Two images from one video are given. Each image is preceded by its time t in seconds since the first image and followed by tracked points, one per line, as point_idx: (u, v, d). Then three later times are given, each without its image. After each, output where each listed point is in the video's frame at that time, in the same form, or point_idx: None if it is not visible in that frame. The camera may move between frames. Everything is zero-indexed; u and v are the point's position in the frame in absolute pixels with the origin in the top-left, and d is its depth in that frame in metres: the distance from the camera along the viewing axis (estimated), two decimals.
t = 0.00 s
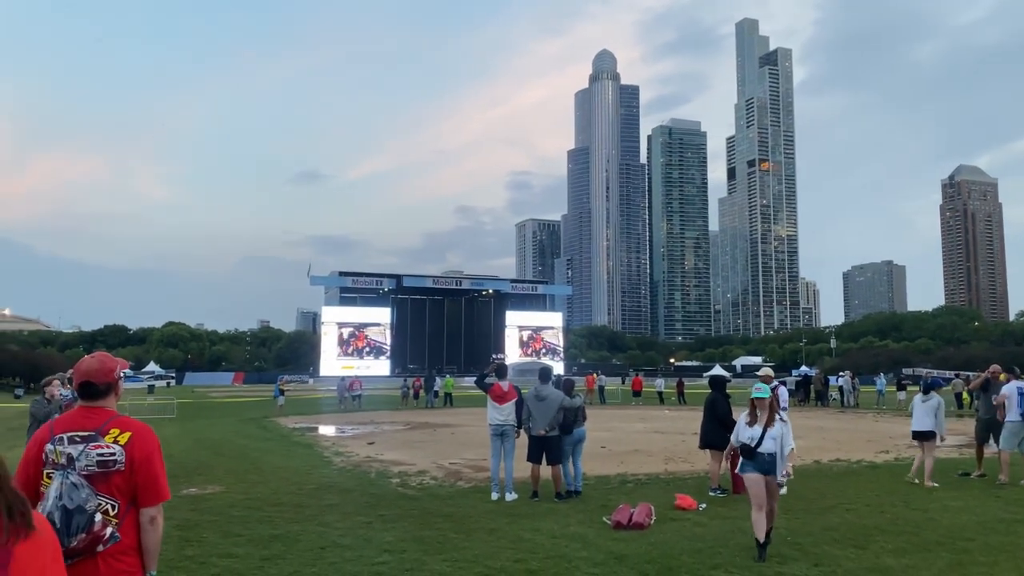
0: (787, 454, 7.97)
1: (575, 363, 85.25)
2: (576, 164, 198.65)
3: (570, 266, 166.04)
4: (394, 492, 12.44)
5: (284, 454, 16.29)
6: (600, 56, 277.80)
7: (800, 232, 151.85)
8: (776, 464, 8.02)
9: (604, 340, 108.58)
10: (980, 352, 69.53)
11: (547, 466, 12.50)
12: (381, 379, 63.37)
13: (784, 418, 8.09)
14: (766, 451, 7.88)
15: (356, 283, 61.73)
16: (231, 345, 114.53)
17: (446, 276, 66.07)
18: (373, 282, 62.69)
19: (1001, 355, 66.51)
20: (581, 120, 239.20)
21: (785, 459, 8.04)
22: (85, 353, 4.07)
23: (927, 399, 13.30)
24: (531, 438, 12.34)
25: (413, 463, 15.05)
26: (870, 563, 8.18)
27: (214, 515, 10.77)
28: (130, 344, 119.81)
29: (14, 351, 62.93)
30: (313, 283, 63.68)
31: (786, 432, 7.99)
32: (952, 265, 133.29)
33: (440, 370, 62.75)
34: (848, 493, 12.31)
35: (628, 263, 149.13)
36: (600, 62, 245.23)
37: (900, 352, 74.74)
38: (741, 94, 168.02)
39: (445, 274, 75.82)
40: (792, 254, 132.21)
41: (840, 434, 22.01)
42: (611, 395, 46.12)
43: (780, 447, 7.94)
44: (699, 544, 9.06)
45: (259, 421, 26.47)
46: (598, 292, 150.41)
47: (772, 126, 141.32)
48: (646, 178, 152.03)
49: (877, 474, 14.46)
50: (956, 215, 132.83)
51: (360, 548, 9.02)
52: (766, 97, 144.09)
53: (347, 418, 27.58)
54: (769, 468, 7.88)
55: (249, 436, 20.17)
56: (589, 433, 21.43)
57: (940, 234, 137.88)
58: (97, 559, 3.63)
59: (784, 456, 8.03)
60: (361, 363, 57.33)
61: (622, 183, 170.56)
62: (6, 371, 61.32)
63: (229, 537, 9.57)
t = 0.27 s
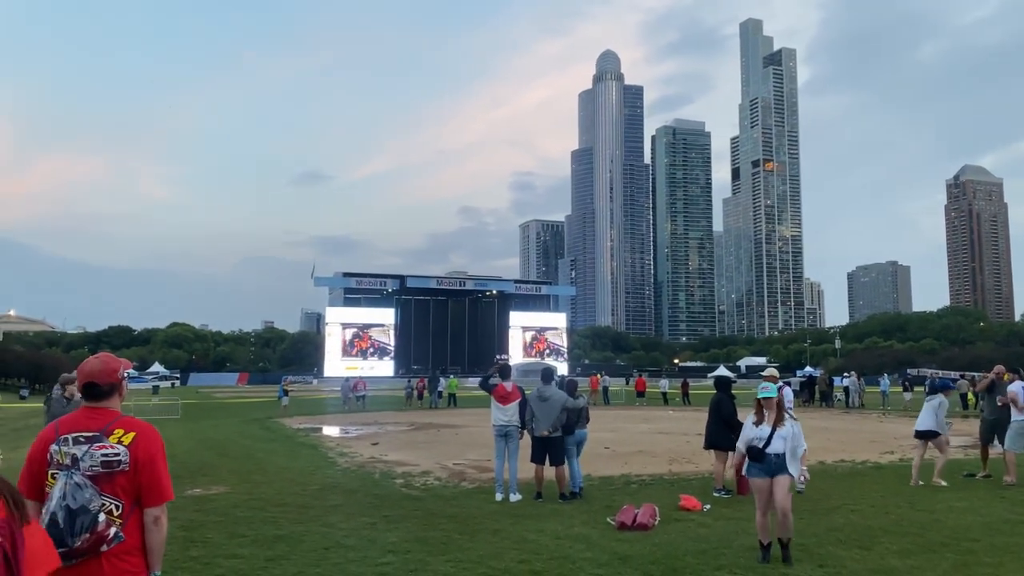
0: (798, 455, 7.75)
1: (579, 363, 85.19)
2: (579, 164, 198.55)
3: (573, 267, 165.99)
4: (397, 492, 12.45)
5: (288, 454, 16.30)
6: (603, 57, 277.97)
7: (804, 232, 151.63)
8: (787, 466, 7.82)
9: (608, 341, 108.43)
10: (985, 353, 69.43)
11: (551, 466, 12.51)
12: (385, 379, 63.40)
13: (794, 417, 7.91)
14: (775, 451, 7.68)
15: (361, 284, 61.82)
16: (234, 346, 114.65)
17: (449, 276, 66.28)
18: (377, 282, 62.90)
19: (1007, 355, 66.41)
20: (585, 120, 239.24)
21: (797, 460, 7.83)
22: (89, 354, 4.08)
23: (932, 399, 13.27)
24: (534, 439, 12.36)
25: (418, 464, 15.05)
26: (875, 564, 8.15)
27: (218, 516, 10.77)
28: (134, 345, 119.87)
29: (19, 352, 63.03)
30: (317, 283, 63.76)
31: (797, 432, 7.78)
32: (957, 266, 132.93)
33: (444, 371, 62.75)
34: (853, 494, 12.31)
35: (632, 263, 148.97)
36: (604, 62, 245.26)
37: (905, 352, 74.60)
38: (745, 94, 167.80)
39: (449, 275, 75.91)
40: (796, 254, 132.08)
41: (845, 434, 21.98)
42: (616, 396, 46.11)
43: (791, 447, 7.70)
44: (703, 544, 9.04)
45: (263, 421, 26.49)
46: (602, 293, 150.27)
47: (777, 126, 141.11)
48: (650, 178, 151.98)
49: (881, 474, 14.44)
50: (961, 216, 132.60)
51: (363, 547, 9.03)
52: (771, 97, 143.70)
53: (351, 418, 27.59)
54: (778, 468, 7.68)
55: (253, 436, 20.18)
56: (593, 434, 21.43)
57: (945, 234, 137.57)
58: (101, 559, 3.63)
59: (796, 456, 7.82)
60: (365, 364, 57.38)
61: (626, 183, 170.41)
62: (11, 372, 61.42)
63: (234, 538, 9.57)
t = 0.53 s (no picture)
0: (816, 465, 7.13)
1: (581, 364, 85.22)
2: (582, 165, 198.63)
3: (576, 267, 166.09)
4: (401, 493, 12.47)
5: (291, 455, 16.34)
6: (605, 57, 278.23)
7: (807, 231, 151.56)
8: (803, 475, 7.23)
9: (610, 341, 108.50)
10: (989, 353, 69.37)
11: (554, 467, 12.50)
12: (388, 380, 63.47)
13: (808, 426, 7.33)
14: (788, 461, 7.09)
15: (364, 284, 62.88)
16: (238, 347, 114.84)
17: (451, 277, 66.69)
18: (380, 283, 63.16)
19: (1011, 355, 66.35)
20: (588, 121, 239.47)
21: (813, 471, 7.25)
22: (91, 356, 4.08)
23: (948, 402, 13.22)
24: (538, 440, 12.34)
25: (421, 464, 15.05)
26: (879, 565, 8.13)
27: (222, 516, 10.79)
28: (137, 345, 120.17)
29: (22, 352, 63.19)
30: (320, 284, 63.92)
31: (812, 441, 7.18)
32: (960, 266, 132.70)
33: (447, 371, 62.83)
34: (857, 494, 12.31)
35: (635, 263, 149.01)
36: (606, 62, 245.44)
37: (908, 352, 74.52)
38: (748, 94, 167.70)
39: (452, 276, 76.04)
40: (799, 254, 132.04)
41: (848, 434, 21.95)
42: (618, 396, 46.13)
43: (805, 455, 7.10)
44: (707, 545, 9.04)
45: (266, 421, 26.54)
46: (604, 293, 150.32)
47: (780, 126, 140.99)
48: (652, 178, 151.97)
49: (886, 475, 14.41)
50: (965, 216, 132.40)
51: (366, 548, 9.05)
52: (774, 96, 143.43)
53: (354, 418, 27.65)
54: (792, 480, 7.08)
55: (256, 437, 20.23)
56: (595, 434, 21.44)
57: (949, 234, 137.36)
58: (104, 560, 3.62)
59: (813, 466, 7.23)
60: (368, 365, 57.47)
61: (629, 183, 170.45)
62: (15, 372, 61.55)
63: (236, 538, 9.58)
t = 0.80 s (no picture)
0: (823, 466, 7.02)
1: (583, 364, 85.18)
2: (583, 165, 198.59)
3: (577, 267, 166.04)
4: (402, 493, 12.48)
5: (293, 455, 16.35)
6: (606, 58, 278.53)
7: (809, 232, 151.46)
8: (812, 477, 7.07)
9: (611, 342, 108.41)
10: (991, 353, 69.30)
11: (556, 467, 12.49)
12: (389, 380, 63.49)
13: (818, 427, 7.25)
14: (799, 460, 6.92)
15: (365, 284, 62.79)
16: (239, 347, 114.89)
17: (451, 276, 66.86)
18: (381, 283, 63.20)
19: (1012, 355, 66.31)
20: (589, 121, 239.61)
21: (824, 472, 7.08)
22: (92, 356, 4.09)
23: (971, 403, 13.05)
24: (539, 440, 12.34)
25: (422, 465, 15.05)
26: (880, 565, 8.12)
27: (223, 516, 10.78)
28: (139, 346, 120.21)
29: (23, 352, 63.25)
30: (321, 285, 63.96)
31: (820, 438, 7.08)
32: (962, 266, 132.56)
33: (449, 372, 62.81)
34: (858, 494, 12.32)
35: (636, 264, 148.94)
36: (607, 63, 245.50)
37: (910, 353, 74.42)
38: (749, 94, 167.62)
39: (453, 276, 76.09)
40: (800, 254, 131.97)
41: (850, 435, 21.92)
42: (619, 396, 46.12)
43: (816, 455, 6.97)
44: (708, 545, 9.04)
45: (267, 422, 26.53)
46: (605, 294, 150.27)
47: (781, 126, 140.83)
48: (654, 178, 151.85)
49: (887, 475, 14.42)
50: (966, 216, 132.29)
51: (367, 549, 9.06)
52: (774, 96, 143.14)
53: (355, 419, 27.67)
54: (804, 480, 6.88)
55: (258, 438, 20.27)
56: (596, 434, 21.45)
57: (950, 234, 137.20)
58: (105, 560, 3.62)
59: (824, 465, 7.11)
60: (369, 365, 57.51)
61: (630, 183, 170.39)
62: (16, 373, 61.59)
63: (238, 539, 9.57)
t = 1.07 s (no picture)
0: (829, 477, 6.73)
1: (583, 364, 85.23)
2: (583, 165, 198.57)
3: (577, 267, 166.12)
4: (402, 493, 12.50)
5: (294, 455, 16.37)
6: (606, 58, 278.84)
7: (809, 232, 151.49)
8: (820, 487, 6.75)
9: (611, 342, 108.44)
10: (990, 353, 69.31)
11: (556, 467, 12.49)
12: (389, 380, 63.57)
13: (823, 434, 6.95)
14: (805, 470, 6.64)
15: (365, 284, 62.79)
16: (239, 347, 114.96)
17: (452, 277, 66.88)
18: (381, 284, 63.25)
19: (1011, 355, 66.33)
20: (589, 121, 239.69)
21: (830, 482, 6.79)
22: (92, 356, 4.09)
23: (992, 406, 12.89)
24: (540, 440, 12.34)
25: (422, 465, 15.06)
26: (879, 566, 8.12)
27: (223, 517, 10.79)
28: (139, 346, 120.18)
29: (24, 353, 63.24)
30: (321, 285, 63.98)
31: (826, 448, 6.80)
32: (962, 267, 132.59)
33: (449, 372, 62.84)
34: (858, 495, 12.34)
35: (636, 263, 149.01)
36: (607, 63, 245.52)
37: (910, 353, 74.44)
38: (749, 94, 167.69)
39: (453, 276, 76.11)
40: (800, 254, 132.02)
41: (850, 435, 21.95)
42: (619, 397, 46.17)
43: (823, 464, 6.67)
44: (708, 545, 9.04)
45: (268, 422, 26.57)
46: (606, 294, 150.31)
47: (781, 126, 140.85)
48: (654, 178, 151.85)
49: (888, 475, 14.44)
50: (967, 216, 132.35)
51: (366, 549, 9.07)
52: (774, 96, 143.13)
53: (356, 419, 27.71)
54: (809, 492, 6.61)
55: (258, 438, 20.30)
56: (597, 435, 21.48)
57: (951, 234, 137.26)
58: (106, 561, 3.63)
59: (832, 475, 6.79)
60: (369, 365, 57.57)
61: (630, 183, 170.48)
62: (17, 373, 61.59)
63: (238, 539, 9.58)
